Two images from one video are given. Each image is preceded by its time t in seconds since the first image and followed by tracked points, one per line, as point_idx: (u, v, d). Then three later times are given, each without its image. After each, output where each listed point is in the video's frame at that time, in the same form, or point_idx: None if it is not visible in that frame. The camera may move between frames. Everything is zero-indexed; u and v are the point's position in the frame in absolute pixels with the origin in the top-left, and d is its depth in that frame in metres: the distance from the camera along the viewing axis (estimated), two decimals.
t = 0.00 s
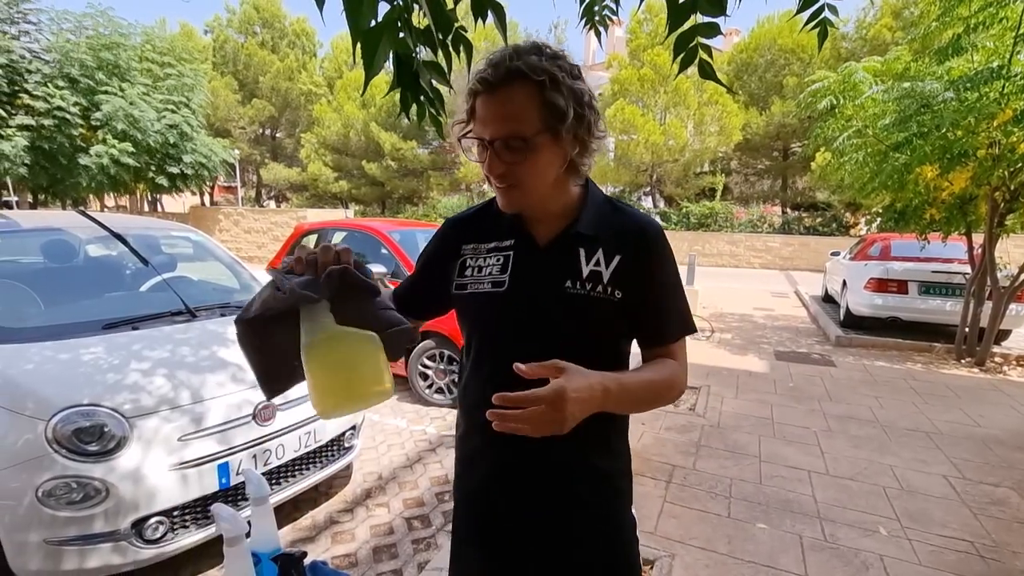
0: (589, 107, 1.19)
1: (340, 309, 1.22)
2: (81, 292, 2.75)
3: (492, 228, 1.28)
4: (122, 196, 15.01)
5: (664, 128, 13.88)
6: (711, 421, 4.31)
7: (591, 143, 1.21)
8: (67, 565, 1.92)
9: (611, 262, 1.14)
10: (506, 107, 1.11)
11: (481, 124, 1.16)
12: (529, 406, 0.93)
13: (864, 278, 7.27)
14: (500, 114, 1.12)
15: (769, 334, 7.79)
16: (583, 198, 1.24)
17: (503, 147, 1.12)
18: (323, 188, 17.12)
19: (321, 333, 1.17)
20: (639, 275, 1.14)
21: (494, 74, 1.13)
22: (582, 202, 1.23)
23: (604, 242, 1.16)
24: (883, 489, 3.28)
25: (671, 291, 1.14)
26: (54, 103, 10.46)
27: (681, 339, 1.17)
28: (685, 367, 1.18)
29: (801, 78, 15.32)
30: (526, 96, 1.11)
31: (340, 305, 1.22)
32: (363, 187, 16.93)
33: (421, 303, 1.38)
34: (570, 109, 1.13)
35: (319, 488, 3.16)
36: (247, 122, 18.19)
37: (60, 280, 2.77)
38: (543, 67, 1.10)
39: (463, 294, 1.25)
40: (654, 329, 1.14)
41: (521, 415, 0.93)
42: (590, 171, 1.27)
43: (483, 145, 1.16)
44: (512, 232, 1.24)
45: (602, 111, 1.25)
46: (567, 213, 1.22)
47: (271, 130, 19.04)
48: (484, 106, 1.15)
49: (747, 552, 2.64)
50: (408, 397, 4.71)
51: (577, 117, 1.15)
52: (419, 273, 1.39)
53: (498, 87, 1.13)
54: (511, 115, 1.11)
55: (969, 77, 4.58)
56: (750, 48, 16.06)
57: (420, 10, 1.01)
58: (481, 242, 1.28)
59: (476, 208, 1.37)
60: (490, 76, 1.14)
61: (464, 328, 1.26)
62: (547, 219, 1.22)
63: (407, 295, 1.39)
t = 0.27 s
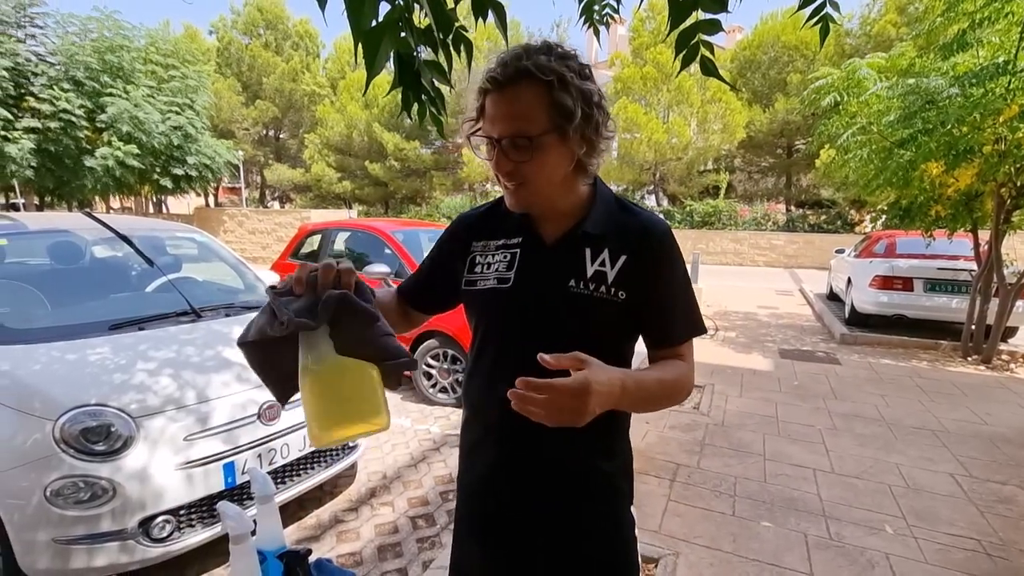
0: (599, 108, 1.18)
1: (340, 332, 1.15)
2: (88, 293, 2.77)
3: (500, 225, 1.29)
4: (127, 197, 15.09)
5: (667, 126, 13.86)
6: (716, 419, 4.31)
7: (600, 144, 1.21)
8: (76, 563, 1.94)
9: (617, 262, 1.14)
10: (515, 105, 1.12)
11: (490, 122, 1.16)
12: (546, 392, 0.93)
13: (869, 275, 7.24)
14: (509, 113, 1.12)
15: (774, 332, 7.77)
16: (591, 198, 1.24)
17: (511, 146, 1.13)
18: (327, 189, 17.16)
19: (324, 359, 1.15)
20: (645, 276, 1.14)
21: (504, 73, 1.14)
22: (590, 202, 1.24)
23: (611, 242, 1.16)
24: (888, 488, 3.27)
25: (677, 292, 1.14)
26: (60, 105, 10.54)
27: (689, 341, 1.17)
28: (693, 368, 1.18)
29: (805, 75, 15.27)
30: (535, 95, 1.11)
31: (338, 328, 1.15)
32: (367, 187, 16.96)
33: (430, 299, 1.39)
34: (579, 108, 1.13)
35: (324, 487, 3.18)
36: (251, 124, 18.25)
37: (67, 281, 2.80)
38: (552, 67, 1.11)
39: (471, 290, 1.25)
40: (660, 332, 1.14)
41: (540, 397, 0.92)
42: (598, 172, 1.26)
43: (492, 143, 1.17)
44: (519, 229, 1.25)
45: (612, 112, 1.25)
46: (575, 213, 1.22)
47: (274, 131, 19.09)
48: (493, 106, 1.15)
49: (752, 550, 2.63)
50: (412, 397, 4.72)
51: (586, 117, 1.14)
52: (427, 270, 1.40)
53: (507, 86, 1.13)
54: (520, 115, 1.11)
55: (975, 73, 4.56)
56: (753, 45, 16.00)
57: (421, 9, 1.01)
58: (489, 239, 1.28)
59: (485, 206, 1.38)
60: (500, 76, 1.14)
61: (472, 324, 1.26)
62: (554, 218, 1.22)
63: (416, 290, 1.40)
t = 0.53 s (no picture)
0: (600, 108, 1.20)
1: (267, 460, 0.96)
2: (94, 293, 2.79)
3: (502, 226, 1.27)
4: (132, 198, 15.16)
5: (670, 125, 13.83)
6: (719, 419, 4.30)
7: (602, 143, 1.22)
8: (82, 561, 1.95)
9: (622, 258, 1.15)
10: (518, 105, 1.12)
11: (492, 123, 1.17)
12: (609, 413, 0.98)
13: (874, 275, 7.21)
14: (513, 114, 1.12)
15: (778, 332, 7.75)
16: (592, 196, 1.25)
17: (516, 145, 1.13)
18: (331, 189, 17.20)
19: (249, 491, 0.96)
20: (650, 271, 1.16)
21: (507, 74, 1.14)
22: (592, 201, 1.24)
23: (616, 239, 1.17)
24: (893, 487, 3.26)
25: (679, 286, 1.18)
26: (66, 107, 10.60)
27: (689, 332, 1.21)
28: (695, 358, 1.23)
29: (809, 73, 15.22)
30: (540, 95, 1.12)
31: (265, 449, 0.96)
32: (370, 187, 16.98)
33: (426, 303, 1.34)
34: (582, 109, 1.15)
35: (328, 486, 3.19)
36: (256, 124, 18.29)
37: (73, 281, 2.81)
38: (556, 68, 1.12)
39: (475, 291, 1.24)
40: (663, 323, 1.18)
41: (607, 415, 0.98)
42: (598, 171, 1.28)
43: (495, 144, 1.17)
44: (523, 229, 1.23)
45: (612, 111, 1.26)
46: (579, 211, 1.22)
47: (278, 131, 19.14)
48: (496, 107, 1.15)
49: (755, 550, 2.63)
50: (416, 396, 4.73)
51: (589, 117, 1.16)
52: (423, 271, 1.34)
53: (510, 86, 1.14)
54: (525, 115, 1.12)
55: (981, 71, 4.54)
56: (757, 43, 15.95)
57: (425, 10, 1.01)
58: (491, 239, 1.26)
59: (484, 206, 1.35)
60: (503, 76, 1.14)
61: (475, 325, 1.25)
62: (558, 217, 1.22)
63: (406, 291, 1.34)
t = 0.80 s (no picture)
0: (604, 110, 1.21)
1: None
2: (100, 292, 2.81)
3: (503, 227, 1.21)
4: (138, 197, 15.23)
5: (674, 125, 13.80)
6: (723, 419, 4.29)
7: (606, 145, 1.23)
8: (88, 558, 1.97)
9: (627, 256, 1.17)
10: (527, 107, 1.11)
11: (501, 124, 1.14)
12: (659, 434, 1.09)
13: (879, 274, 7.19)
14: (524, 113, 1.11)
15: (782, 332, 7.73)
16: (592, 199, 1.26)
17: (527, 147, 1.12)
18: (335, 188, 17.23)
19: None
20: (649, 267, 1.21)
21: (516, 72, 1.11)
22: (592, 202, 1.25)
23: (619, 237, 1.19)
24: (898, 488, 3.25)
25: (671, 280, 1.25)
26: (72, 107, 10.65)
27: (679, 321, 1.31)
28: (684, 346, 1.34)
29: (814, 73, 15.17)
30: (551, 94, 1.11)
31: None
32: (374, 187, 17.01)
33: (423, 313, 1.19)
34: (591, 110, 1.15)
35: (332, 485, 3.20)
36: (260, 124, 18.33)
37: (79, 280, 2.83)
38: (568, 70, 1.13)
39: (481, 296, 1.18)
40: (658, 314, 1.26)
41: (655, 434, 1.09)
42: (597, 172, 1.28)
43: (504, 145, 1.15)
44: (528, 231, 1.19)
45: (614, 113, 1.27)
46: (582, 212, 1.22)
47: (283, 131, 19.20)
48: (504, 107, 1.13)
49: (760, 550, 2.63)
50: (419, 396, 4.74)
51: (596, 119, 1.17)
52: (419, 276, 1.19)
53: (520, 85, 1.11)
54: (536, 115, 1.11)
55: (987, 70, 4.52)
56: (762, 43, 15.90)
57: (430, 10, 1.01)
58: (493, 242, 1.19)
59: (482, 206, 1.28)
60: (511, 75, 1.12)
61: (478, 329, 1.20)
62: (564, 217, 1.20)
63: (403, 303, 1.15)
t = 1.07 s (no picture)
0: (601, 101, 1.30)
1: None
2: (106, 292, 2.83)
3: (504, 228, 1.20)
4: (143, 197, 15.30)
5: (678, 124, 13.75)
6: (727, 420, 4.28)
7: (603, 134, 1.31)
8: (94, 557, 1.98)
9: (627, 253, 1.20)
10: (544, 79, 1.15)
11: (513, 96, 1.17)
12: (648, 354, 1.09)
13: (884, 275, 7.16)
14: (543, 85, 1.15)
15: (786, 332, 7.71)
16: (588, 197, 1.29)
17: (547, 115, 1.16)
18: (338, 189, 17.26)
19: None
20: (648, 264, 1.24)
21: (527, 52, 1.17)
22: (590, 200, 1.29)
23: (619, 235, 1.21)
24: (903, 490, 3.24)
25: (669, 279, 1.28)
26: (77, 107, 10.72)
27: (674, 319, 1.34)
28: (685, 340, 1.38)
29: (819, 72, 15.12)
30: (559, 71, 1.17)
31: None
32: (378, 187, 17.04)
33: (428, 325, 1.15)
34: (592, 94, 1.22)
35: (336, 484, 3.21)
36: (265, 125, 18.37)
37: (85, 280, 2.85)
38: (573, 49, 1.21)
39: (485, 301, 1.16)
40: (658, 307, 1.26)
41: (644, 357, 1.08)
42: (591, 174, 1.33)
43: (521, 117, 1.17)
44: (530, 232, 1.19)
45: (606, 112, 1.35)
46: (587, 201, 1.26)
47: (287, 131, 19.25)
48: (520, 80, 1.16)
49: (763, 552, 2.62)
50: (423, 396, 4.75)
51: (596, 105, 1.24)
52: (421, 285, 1.16)
53: (533, 63, 1.17)
54: (553, 85, 1.15)
55: (994, 69, 4.48)
56: (766, 42, 15.84)
57: (435, 12, 1.01)
58: (490, 246, 1.18)
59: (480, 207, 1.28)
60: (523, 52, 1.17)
61: (479, 333, 1.19)
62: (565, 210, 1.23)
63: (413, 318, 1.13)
